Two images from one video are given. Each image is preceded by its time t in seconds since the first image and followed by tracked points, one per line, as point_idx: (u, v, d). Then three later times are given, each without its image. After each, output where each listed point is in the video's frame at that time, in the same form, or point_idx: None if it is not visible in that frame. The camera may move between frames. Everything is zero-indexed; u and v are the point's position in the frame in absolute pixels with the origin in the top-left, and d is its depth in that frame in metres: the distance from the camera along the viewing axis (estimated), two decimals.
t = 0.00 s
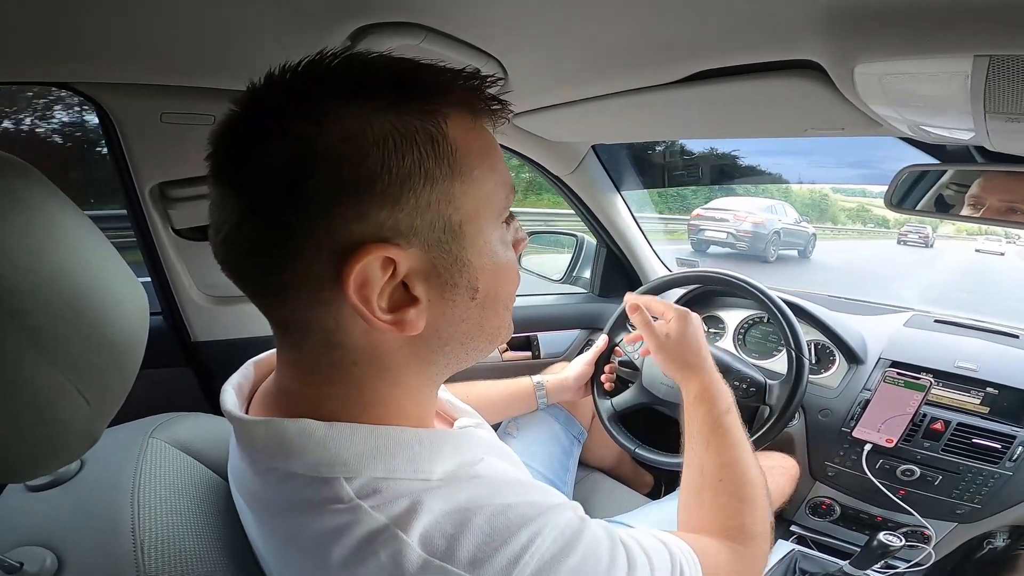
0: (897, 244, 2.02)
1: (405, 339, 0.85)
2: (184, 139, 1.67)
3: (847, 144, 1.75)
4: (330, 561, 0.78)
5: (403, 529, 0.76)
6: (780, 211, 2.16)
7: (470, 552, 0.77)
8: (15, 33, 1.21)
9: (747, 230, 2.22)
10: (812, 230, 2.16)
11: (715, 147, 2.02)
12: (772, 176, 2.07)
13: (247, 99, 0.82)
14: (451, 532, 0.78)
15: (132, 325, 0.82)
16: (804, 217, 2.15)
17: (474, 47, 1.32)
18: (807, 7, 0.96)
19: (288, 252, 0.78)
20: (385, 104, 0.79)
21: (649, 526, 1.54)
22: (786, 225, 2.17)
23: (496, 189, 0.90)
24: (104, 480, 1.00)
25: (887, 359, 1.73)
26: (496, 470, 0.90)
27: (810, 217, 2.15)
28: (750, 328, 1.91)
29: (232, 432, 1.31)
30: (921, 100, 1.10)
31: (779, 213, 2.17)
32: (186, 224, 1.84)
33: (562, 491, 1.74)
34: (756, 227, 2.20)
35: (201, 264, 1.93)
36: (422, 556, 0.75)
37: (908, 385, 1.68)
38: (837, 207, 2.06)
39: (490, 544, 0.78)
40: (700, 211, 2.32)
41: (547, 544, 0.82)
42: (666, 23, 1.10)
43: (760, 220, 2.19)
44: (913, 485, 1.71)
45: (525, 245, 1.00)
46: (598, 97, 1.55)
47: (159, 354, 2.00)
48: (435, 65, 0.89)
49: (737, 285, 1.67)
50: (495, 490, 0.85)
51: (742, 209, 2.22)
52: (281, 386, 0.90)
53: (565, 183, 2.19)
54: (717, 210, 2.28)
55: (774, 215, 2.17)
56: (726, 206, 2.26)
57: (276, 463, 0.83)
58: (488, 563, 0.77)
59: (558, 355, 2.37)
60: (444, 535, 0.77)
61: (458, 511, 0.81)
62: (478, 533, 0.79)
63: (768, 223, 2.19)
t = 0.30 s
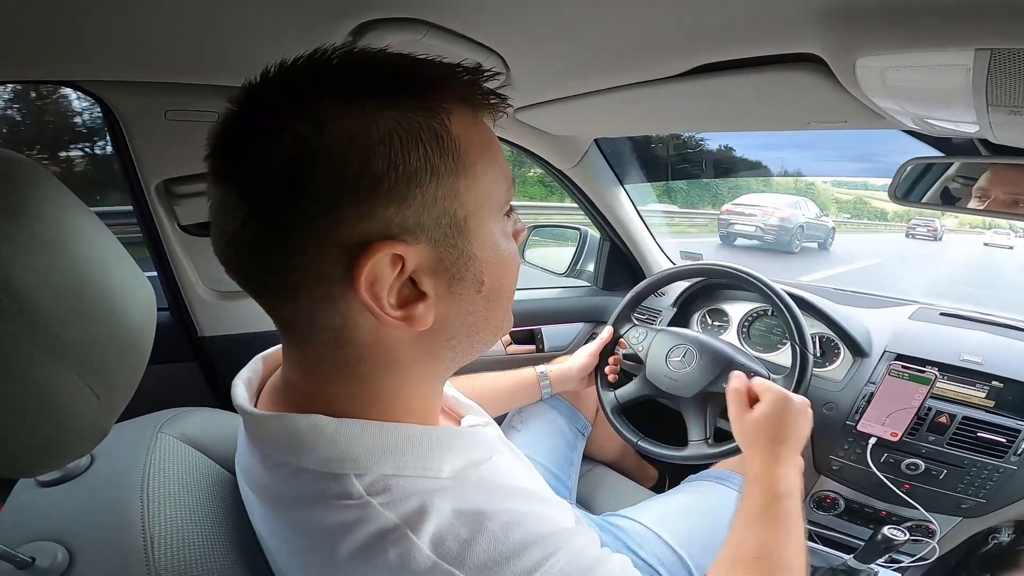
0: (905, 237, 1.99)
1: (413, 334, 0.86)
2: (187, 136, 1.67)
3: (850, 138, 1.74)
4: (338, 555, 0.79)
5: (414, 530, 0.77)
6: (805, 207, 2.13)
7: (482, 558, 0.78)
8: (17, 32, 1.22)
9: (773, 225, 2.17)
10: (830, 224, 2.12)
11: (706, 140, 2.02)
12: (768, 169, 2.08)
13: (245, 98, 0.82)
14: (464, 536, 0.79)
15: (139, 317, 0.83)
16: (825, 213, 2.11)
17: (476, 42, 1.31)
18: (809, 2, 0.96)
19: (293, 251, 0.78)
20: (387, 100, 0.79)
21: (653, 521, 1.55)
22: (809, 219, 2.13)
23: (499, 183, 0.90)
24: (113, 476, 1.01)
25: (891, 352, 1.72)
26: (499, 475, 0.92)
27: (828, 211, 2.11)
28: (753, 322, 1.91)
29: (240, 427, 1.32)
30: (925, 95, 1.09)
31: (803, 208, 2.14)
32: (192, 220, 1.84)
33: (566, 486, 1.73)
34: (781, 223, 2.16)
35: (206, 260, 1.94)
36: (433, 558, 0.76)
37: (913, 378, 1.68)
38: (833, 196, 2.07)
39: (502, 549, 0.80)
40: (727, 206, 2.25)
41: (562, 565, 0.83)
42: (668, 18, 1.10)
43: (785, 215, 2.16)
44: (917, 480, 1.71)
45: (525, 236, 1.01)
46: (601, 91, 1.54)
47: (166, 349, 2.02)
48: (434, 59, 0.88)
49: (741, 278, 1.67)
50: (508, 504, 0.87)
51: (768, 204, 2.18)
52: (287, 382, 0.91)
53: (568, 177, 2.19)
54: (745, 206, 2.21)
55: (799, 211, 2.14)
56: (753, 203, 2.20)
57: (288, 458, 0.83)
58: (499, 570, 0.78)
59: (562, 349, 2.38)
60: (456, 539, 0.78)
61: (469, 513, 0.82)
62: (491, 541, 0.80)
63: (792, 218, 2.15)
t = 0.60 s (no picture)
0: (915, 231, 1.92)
1: (414, 334, 0.79)
2: (177, 125, 1.61)
3: (866, 126, 1.68)
4: (332, 569, 0.73)
5: (414, 550, 0.71)
6: (828, 200, 2.06)
7: None
8: None
9: (799, 219, 2.12)
10: (850, 216, 2.03)
11: (698, 134, 2.03)
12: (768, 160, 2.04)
13: (234, 74, 0.76)
14: (472, 556, 0.75)
15: (113, 310, 0.75)
16: (846, 207, 2.03)
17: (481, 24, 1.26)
18: None
19: (281, 241, 0.72)
20: (386, 77, 0.72)
21: (663, 522, 1.49)
22: (832, 213, 2.06)
23: (510, 170, 0.83)
24: (98, 481, 0.95)
25: (911, 347, 1.66)
26: (509, 482, 0.87)
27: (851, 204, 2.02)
28: (766, 315, 1.84)
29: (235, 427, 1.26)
30: (960, 74, 1.03)
31: (826, 201, 2.07)
32: (181, 213, 1.77)
33: (572, 486, 1.67)
34: (806, 217, 2.11)
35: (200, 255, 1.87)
36: None
37: (935, 374, 1.62)
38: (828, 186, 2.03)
39: (513, 569, 0.77)
40: (753, 200, 2.17)
41: None
42: None
43: (811, 209, 2.10)
44: (939, 479, 1.65)
45: (537, 229, 0.94)
46: (611, 75, 1.48)
47: (161, 347, 1.96)
48: (441, 35, 0.82)
49: (758, 270, 1.60)
50: (515, 518, 0.82)
51: (794, 197, 2.12)
52: (280, 383, 0.85)
53: (574, 167, 2.12)
54: (771, 198, 2.15)
55: (822, 204, 2.08)
56: (778, 196, 2.14)
57: (278, 464, 0.77)
58: None
59: (569, 344, 2.32)
60: (463, 557, 0.74)
61: (476, 528, 0.77)
62: (500, 563, 0.76)
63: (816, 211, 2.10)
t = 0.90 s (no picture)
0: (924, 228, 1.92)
1: (428, 331, 0.78)
2: (183, 121, 1.59)
3: (878, 119, 1.65)
4: (343, 573, 0.71)
5: (428, 552, 0.70)
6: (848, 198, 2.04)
7: None
8: None
9: (823, 216, 2.10)
10: (869, 213, 2.02)
11: (693, 130, 2.03)
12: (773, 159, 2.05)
13: (245, 66, 0.74)
14: (487, 557, 0.73)
15: (113, 314, 0.73)
16: (865, 205, 2.01)
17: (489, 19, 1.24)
18: None
19: (293, 236, 0.71)
20: (403, 69, 0.71)
21: (672, 520, 1.47)
22: (851, 211, 2.05)
23: (525, 165, 0.82)
24: (105, 480, 0.93)
25: (924, 344, 1.64)
26: (521, 483, 0.86)
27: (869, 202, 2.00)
28: (775, 312, 1.82)
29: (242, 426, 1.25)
30: (982, 66, 1.01)
31: (847, 199, 2.04)
32: (188, 210, 1.75)
33: (580, 485, 1.65)
34: (828, 214, 2.09)
35: (208, 253, 1.86)
36: None
37: (949, 372, 1.59)
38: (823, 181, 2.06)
39: (529, 570, 0.75)
40: (776, 198, 2.16)
41: None
42: None
43: (833, 207, 2.08)
44: (952, 478, 1.63)
45: (550, 226, 0.93)
46: (621, 69, 1.46)
47: (167, 344, 1.95)
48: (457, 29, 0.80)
49: (768, 267, 1.58)
50: (530, 518, 0.81)
51: (815, 195, 2.11)
52: (289, 381, 0.83)
53: (581, 163, 2.10)
54: (793, 196, 2.13)
55: (843, 202, 2.06)
56: (799, 194, 2.12)
57: (287, 466, 0.76)
58: None
59: (576, 341, 2.30)
60: (478, 560, 0.72)
61: (489, 530, 0.76)
62: (515, 565, 0.75)
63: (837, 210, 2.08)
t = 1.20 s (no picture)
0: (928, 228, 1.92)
1: (420, 331, 0.77)
2: (183, 121, 1.60)
3: (880, 118, 1.64)
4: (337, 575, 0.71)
5: (420, 554, 0.69)
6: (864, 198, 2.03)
7: None
8: None
9: (839, 216, 2.07)
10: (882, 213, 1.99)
11: (685, 129, 2.04)
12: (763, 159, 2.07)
13: (236, 64, 0.74)
14: (480, 559, 0.73)
15: (112, 314, 0.73)
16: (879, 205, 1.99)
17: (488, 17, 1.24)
18: None
19: (283, 236, 0.70)
20: (392, 67, 0.70)
21: (673, 522, 1.46)
22: (866, 211, 2.03)
23: (519, 164, 0.81)
24: (103, 480, 0.93)
25: (928, 345, 1.63)
26: (516, 484, 0.85)
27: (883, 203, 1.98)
28: (778, 312, 1.81)
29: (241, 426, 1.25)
30: (987, 64, 1.00)
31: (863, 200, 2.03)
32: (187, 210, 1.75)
33: (581, 486, 1.64)
34: (845, 214, 2.06)
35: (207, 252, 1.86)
36: None
37: (953, 373, 1.58)
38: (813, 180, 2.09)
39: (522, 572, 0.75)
40: (796, 198, 2.15)
41: None
42: None
43: (850, 207, 2.06)
44: (955, 479, 1.61)
45: (546, 225, 0.92)
46: (622, 68, 1.45)
47: (167, 344, 1.95)
48: (448, 26, 0.80)
49: (771, 267, 1.57)
50: (525, 520, 0.81)
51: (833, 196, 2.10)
52: (284, 381, 0.83)
53: (583, 162, 2.10)
54: (812, 197, 2.13)
55: (858, 202, 2.04)
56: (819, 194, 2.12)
57: (280, 467, 0.75)
58: None
59: (577, 341, 2.29)
60: (472, 562, 0.72)
61: (484, 532, 0.75)
62: (509, 566, 0.74)
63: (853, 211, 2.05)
